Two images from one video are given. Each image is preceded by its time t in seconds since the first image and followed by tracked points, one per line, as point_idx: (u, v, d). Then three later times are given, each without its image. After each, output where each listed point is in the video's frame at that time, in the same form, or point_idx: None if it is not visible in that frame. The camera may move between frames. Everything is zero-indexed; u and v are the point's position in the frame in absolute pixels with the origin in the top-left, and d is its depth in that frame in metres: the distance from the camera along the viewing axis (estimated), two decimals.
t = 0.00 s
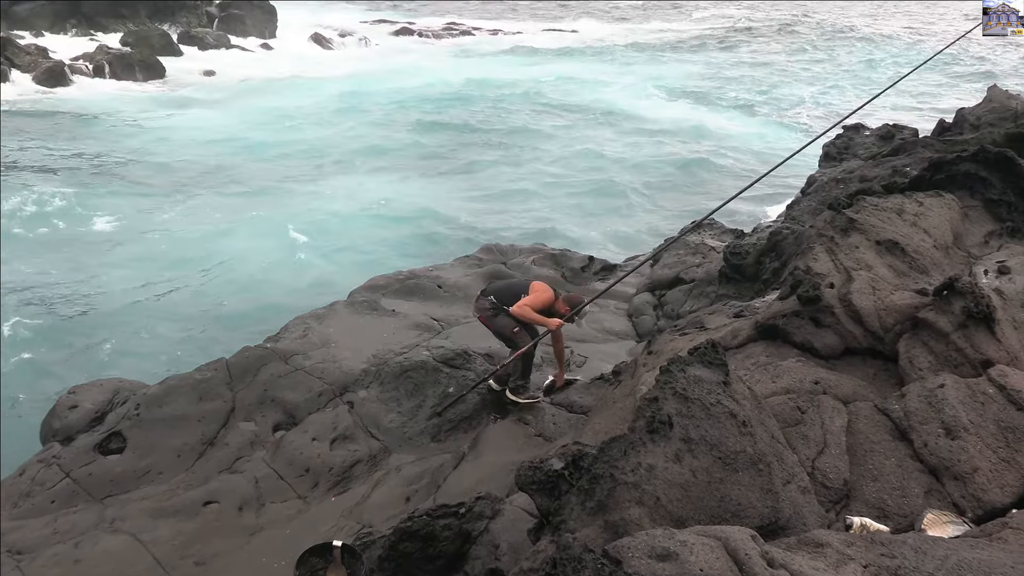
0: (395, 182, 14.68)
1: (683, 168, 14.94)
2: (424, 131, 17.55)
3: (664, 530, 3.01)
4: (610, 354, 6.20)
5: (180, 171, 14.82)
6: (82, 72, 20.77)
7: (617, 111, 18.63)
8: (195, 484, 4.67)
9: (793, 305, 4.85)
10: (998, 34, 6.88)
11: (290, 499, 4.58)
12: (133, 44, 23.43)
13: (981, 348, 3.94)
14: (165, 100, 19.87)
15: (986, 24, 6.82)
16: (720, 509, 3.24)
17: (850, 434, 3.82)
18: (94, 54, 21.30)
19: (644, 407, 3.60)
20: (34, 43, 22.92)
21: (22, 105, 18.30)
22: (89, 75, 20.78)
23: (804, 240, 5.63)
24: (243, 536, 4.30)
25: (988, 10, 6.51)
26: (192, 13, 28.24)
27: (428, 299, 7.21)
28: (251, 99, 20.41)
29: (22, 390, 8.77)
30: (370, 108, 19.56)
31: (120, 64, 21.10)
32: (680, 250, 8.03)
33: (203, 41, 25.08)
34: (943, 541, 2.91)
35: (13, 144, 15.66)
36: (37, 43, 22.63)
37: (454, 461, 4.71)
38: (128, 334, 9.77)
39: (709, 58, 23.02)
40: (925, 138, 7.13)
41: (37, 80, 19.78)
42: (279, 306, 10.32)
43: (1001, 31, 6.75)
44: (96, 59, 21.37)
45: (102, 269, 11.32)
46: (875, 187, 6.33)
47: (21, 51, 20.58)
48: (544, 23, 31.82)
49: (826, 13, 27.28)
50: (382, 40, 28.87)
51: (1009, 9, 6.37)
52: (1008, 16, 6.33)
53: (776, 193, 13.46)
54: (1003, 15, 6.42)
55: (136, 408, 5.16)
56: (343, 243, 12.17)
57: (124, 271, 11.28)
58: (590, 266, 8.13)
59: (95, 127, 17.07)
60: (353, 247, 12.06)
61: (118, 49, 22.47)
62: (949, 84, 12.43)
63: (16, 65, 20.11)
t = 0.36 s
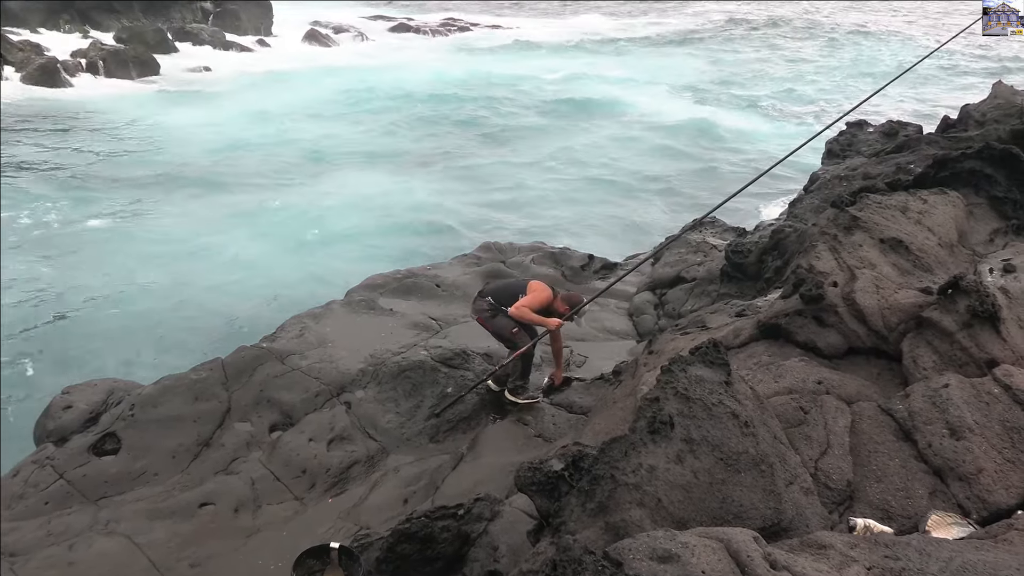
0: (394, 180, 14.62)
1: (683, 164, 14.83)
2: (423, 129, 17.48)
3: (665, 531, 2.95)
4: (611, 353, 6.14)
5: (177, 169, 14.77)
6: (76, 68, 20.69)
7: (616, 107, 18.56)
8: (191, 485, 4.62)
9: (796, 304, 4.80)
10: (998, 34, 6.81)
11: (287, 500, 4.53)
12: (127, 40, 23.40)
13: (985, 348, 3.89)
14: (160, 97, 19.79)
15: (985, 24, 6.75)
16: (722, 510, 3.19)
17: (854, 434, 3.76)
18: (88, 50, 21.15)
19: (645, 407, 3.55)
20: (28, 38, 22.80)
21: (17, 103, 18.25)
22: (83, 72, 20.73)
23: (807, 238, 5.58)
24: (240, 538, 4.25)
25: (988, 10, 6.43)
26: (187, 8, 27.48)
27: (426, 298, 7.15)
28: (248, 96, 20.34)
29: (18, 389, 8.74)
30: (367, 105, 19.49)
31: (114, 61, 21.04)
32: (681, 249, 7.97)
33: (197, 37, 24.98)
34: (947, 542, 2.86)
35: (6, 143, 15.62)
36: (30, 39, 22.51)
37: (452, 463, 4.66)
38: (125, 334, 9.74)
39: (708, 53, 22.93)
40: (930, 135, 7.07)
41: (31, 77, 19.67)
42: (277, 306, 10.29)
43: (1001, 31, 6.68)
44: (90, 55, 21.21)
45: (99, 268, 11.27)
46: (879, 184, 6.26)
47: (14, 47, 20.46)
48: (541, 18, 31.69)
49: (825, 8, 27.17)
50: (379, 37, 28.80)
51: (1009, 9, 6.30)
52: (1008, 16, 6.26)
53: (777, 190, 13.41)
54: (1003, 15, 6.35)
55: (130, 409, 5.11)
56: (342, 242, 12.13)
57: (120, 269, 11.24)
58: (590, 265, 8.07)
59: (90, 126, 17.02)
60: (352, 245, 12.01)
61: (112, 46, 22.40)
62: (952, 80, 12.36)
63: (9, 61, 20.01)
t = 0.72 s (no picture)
0: (394, 176, 14.58)
1: (683, 160, 14.75)
2: (422, 124, 17.43)
3: (668, 530, 2.90)
4: (613, 351, 6.09)
5: (175, 165, 14.73)
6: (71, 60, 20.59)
7: (616, 101, 18.49)
8: (188, 483, 4.58)
9: (801, 301, 4.75)
10: (997, 34, 6.78)
11: (285, 499, 4.49)
12: (124, 33, 23.32)
13: (993, 345, 3.83)
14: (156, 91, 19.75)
15: (986, 23, 6.69)
16: (725, 508, 3.14)
17: (859, 433, 3.71)
18: (83, 44, 20.94)
19: (648, 405, 3.50)
20: (24, 31, 22.69)
21: (14, 98, 18.21)
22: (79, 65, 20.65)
23: (812, 234, 5.52)
24: (237, 536, 4.21)
25: (988, 10, 6.38)
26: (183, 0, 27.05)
27: (426, 294, 7.11)
28: (245, 90, 20.28)
29: (15, 386, 8.70)
30: (366, 99, 19.43)
31: (110, 54, 20.97)
32: (684, 245, 7.90)
33: (194, 29, 24.88)
34: (954, 542, 2.80)
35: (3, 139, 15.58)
36: (26, 32, 22.41)
37: (453, 461, 4.62)
38: (123, 331, 9.69)
39: (708, 47, 22.84)
40: (936, 130, 7.01)
41: (27, 71, 19.59)
42: (276, 302, 10.25)
43: (1001, 31, 6.63)
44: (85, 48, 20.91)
45: (96, 263, 11.22)
46: (885, 180, 6.20)
47: (9, 40, 20.36)
48: (541, 11, 31.58)
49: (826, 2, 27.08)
50: (377, 30, 28.70)
51: (1009, 9, 6.25)
52: (1008, 16, 6.22)
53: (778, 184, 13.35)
54: (1003, 15, 6.30)
55: (127, 406, 5.06)
56: (341, 238, 12.09)
57: (119, 266, 11.20)
58: (591, 261, 8.03)
59: (88, 121, 16.98)
60: (351, 241, 11.98)
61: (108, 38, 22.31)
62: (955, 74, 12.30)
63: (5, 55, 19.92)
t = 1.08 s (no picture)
0: (392, 173, 14.50)
1: (683, 156, 14.72)
2: (421, 120, 17.35)
3: (671, 532, 2.85)
4: (615, 350, 6.04)
5: (170, 161, 14.64)
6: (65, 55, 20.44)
7: (615, 97, 18.42)
8: (183, 485, 4.52)
9: (805, 299, 4.70)
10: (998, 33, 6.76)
11: (282, 500, 4.43)
12: (118, 27, 23.18)
13: (999, 343, 3.77)
14: (151, 87, 19.62)
15: (986, 23, 6.67)
16: (729, 509, 3.09)
17: (863, 432, 3.66)
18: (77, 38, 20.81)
19: (651, 404, 3.44)
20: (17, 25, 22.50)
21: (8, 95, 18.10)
22: (73, 60, 20.50)
23: (816, 232, 5.48)
24: (233, 538, 4.15)
25: (988, 10, 6.37)
26: None
27: (425, 292, 7.04)
28: (242, 86, 20.18)
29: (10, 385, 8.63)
30: (364, 95, 19.34)
31: (103, 48, 20.82)
32: (687, 242, 7.84)
33: (190, 24, 24.73)
34: (960, 543, 2.75)
35: None
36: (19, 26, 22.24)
37: (452, 462, 4.56)
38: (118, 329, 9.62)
39: (708, 41, 22.76)
40: (941, 126, 6.96)
41: (20, 65, 19.44)
42: (273, 300, 10.19)
43: (1001, 30, 6.62)
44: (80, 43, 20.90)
45: (92, 261, 11.14)
46: (889, 176, 6.16)
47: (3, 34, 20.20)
48: (539, 6, 31.45)
49: None
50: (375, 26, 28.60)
51: (1009, 10, 6.25)
52: (1008, 16, 6.21)
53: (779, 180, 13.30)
54: (1003, 15, 6.29)
55: (122, 406, 4.99)
56: (339, 236, 12.02)
57: (114, 264, 11.12)
58: (593, 259, 7.98)
59: (82, 117, 16.87)
60: (349, 238, 11.92)
61: (103, 33, 22.16)
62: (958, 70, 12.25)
63: None
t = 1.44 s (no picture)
0: (390, 171, 14.44)
1: (683, 154, 14.66)
2: (419, 118, 17.28)
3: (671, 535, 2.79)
4: (614, 350, 5.99)
5: (166, 160, 14.59)
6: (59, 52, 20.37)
7: (614, 94, 18.34)
8: (177, 487, 4.47)
9: (807, 299, 4.65)
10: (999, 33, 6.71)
11: (277, 502, 4.37)
12: (113, 23, 23.09)
13: (1003, 344, 3.72)
14: (146, 83, 19.56)
15: (986, 23, 6.62)
16: (729, 512, 3.04)
17: (866, 435, 3.61)
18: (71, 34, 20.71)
19: (650, 406, 3.39)
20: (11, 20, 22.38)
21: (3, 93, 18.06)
22: (67, 57, 20.40)
23: (818, 231, 5.42)
24: (226, 541, 4.10)
25: (988, 10, 6.33)
26: None
27: (423, 292, 6.99)
28: (238, 83, 20.12)
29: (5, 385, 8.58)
30: (362, 93, 19.26)
31: (98, 44, 20.74)
32: (688, 241, 7.79)
33: (186, 20, 24.60)
34: (963, 547, 2.70)
35: None
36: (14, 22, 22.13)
37: (449, 463, 4.51)
38: (114, 327, 9.56)
39: (707, 38, 22.64)
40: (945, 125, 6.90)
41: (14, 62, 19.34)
42: (270, 298, 10.14)
43: (1001, 30, 6.57)
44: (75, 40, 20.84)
45: (88, 261, 11.10)
46: (891, 176, 6.11)
47: None
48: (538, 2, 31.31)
49: None
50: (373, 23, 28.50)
51: (1009, 9, 6.21)
52: (1008, 16, 6.17)
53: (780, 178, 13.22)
54: (1003, 15, 6.25)
55: (115, 407, 4.93)
56: (336, 234, 11.96)
57: (110, 263, 11.08)
58: (592, 259, 7.92)
59: (77, 114, 16.83)
60: (347, 237, 11.86)
61: (97, 29, 22.06)
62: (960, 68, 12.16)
63: None
